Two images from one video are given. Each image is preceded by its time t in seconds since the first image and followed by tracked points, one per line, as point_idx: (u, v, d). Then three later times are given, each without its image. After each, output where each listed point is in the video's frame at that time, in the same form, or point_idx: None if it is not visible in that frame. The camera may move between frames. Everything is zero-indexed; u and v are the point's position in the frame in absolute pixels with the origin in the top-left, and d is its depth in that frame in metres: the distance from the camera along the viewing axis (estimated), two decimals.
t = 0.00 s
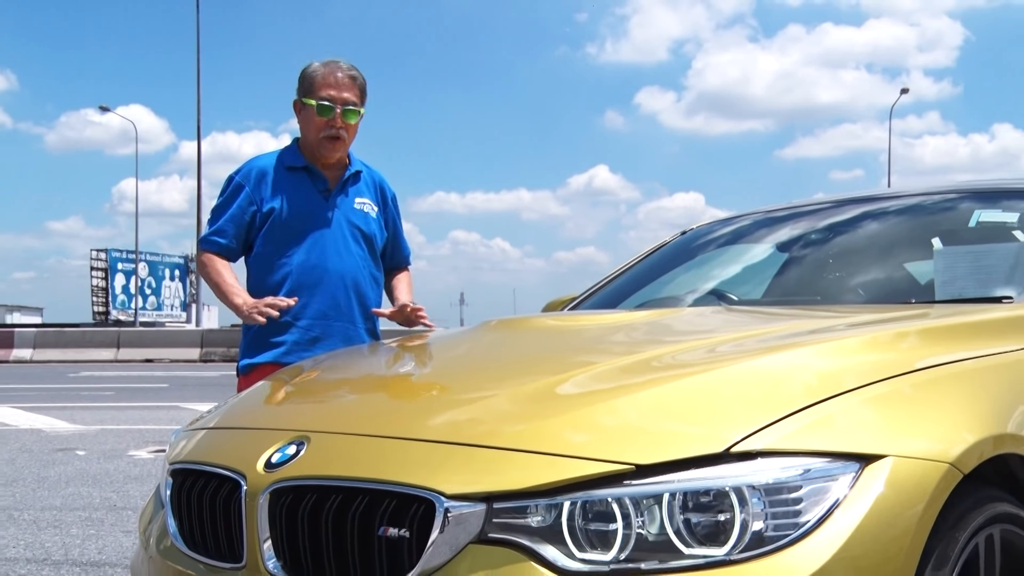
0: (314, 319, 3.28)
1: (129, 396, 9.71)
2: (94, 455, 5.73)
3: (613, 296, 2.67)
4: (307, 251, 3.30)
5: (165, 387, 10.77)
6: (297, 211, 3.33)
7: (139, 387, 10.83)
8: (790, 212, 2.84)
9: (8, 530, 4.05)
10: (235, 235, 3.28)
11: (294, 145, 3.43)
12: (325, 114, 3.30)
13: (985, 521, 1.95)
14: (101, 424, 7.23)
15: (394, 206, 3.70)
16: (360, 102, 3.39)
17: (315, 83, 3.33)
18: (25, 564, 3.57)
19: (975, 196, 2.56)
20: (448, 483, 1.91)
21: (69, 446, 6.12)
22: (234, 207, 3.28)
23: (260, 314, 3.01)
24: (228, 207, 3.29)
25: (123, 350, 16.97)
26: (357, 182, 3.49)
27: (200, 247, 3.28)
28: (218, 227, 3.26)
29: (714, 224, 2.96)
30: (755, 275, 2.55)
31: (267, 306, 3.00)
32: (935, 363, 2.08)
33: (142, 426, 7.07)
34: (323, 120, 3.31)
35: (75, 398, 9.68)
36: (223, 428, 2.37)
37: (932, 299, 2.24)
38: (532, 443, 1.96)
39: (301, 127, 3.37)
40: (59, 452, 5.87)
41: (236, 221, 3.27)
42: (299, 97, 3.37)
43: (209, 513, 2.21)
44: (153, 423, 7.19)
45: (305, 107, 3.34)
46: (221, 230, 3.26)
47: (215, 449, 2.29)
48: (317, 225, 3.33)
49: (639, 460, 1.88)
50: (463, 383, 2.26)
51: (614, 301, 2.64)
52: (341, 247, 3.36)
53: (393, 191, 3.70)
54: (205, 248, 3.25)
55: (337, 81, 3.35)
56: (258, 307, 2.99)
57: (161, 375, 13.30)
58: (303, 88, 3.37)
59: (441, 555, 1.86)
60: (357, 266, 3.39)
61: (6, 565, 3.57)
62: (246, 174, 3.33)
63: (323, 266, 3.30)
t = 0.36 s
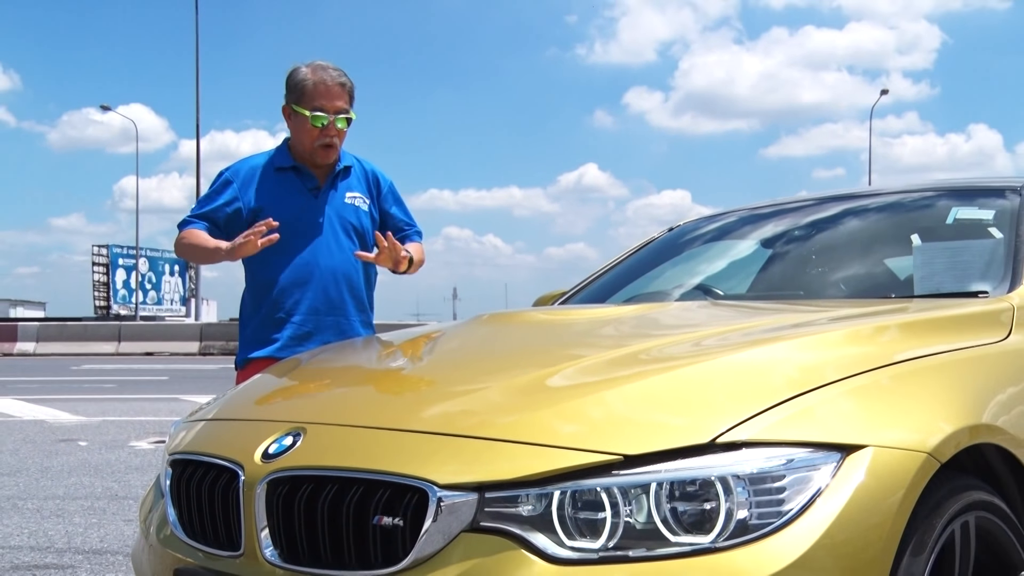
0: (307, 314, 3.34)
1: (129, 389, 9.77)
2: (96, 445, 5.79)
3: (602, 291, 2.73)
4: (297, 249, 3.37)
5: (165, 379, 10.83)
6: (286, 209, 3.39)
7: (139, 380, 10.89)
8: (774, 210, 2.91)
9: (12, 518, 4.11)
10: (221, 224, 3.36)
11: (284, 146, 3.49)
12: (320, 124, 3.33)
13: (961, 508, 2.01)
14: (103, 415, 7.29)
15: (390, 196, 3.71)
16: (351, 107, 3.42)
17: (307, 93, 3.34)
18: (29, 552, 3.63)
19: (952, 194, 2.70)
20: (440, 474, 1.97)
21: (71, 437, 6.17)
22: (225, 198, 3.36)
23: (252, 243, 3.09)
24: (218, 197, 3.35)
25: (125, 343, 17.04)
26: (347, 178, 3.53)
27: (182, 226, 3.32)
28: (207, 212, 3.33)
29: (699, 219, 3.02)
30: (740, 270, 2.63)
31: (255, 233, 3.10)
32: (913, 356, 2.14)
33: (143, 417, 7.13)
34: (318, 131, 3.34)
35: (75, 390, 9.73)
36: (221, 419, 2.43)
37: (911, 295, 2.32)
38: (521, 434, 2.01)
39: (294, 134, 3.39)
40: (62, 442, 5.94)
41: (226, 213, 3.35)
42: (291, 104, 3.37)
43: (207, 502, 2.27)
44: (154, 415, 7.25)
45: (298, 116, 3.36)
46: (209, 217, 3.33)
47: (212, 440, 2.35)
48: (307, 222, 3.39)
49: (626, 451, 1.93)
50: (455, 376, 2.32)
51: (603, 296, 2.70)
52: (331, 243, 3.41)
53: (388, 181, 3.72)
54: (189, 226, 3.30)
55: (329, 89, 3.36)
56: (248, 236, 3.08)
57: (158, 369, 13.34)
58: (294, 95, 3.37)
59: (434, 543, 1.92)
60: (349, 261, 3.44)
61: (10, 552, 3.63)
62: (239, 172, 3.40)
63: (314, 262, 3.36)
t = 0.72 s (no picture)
0: (303, 312, 3.42)
1: (128, 382, 9.83)
2: (98, 436, 5.84)
3: (592, 286, 2.80)
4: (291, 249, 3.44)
5: (164, 373, 10.89)
6: (278, 210, 3.47)
7: (137, 373, 10.94)
8: (759, 207, 2.98)
9: (17, 507, 4.17)
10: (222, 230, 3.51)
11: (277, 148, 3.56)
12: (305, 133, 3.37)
13: (939, 496, 2.08)
14: (104, 407, 7.35)
15: (387, 188, 3.71)
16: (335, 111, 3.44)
17: (290, 104, 3.37)
18: (34, 540, 3.69)
19: (929, 191, 2.77)
20: (433, 464, 2.02)
21: (73, 428, 6.23)
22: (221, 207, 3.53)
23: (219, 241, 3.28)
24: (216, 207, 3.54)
25: (128, 336, 17.10)
26: (341, 176, 3.57)
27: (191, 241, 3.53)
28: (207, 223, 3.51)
29: (687, 216, 3.09)
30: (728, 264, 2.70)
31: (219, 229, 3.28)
32: (894, 349, 2.20)
33: (143, 409, 7.18)
34: (304, 139, 3.38)
35: (74, 383, 9.78)
36: (220, 411, 2.49)
37: (891, 290, 2.39)
38: (512, 426, 2.07)
39: (282, 141, 3.45)
40: (64, 433, 5.99)
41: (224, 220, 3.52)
42: (276, 114, 3.42)
43: (207, 492, 2.33)
44: (154, 407, 7.31)
45: (284, 126, 3.41)
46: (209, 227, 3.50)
47: (212, 431, 2.40)
48: (300, 223, 3.46)
49: (614, 442, 1.99)
50: (448, 369, 2.38)
51: (593, 291, 2.76)
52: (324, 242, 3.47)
53: (385, 172, 3.73)
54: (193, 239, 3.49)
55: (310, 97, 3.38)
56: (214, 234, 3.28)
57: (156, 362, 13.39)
58: (278, 105, 3.40)
59: (428, 532, 1.98)
60: (343, 259, 3.50)
61: (15, 540, 3.69)
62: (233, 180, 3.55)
63: (308, 261, 3.43)
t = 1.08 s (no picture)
0: (298, 309, 3.49)
1: (125, 376, 9.87)
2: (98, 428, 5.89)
3: (580, 283, 2.86)
4: (284, 249, 3.50)
5: (162, 367, 10.94)
6: (269, 212, 3.54)
7: (134, 367, 10.98)
8: (743, 206, 3.04)
9: (19, 497, 4.22)
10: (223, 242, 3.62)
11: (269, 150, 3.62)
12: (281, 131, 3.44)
13: (916, 485, 2.14)
14: (103, 400, 7.40)
15: (377, 184, 3.72)
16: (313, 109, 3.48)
17: (267, 103, 3.44)
18: (35, 530, 3.74)
19: (907, 189, 2.85)
20: (425, 456, 2.08)
21: (74, 420, 6.28)
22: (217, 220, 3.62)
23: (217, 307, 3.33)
24: (214, 221, 3.64)
25: (124, 332, 17.14)
26: (330, 173, 3.60)
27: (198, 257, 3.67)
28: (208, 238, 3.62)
29: (673, 214, 3.15)
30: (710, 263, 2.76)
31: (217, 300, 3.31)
32: (873, 343, 2.27)
33: (141, 402, 7.24)
34: (281, 137, 3.44)
35: (71, 376, 9.82)
36: (217, 403, 2.54)
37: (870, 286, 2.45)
38: (502, 418, 2.13)
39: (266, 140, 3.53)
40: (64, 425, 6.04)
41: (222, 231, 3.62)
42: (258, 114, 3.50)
43: (204, 483, 2.38)
44: (152, 399, 7.37)
45: (264, 125, 3.48)
46: (210, 242, 3.62)
47: (209, 424, 2.45)
48: (291, 223, 3.52)
49: (602, 434, 2.05)
50: (440, 364, 2.43)
51: (581, 287, 2.82)
52: (315, 241, 3.52)
53: (374, 167, 3.75)
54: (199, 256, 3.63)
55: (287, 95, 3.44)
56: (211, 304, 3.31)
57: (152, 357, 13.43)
58: (259, 104, 3.48)
59: (420, 522, 2.04)
60: (334, 258, 3.55)
61: (17, 530, 3.74)
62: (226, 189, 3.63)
63: (301, 260, 3.49)
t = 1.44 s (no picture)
0: (292, 305, 3.54)
1: (122, 369, 9.92)
2: (98, 421, 5.95)
3: (569, 279, 2.92)
4: (278, 245, 3.55)
5: (159, 361, 10.99)
6: (263, 209, 3.59)
7: (131, 361, 11.03)
8: (728, 203, 3.11)
9: (20, 488, 4.28)
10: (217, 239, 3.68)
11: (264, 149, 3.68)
12: (273, 126, 3.49)
13: (895, 476, 2.21)
14: (102, 393, 7.45)
15: (371, 180, 3.76)
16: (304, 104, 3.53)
17: (258, 98, 3.50)
18: (36, 520, 3.79)
19: (887, 189, 2.91)
20: (418, 448, 2.13)
21: (74, 413, 6.33)
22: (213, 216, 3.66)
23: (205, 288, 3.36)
24: (208, 216, 3.67)
25: (123, 328, 17.19)
26: (324, 170, 3.65)
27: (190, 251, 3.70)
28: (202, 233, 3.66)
29: (661, 211, 3.21)
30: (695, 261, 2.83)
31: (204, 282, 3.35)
32: (854, 338, 2.33)
33: (139, 395, 7.29)
34: (273, 132, 3.50)
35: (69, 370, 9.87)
36: (214, 397, 2.59)
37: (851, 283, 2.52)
38: (493, 412, 2.18)
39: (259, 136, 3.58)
40: (66, 418, 6.10)
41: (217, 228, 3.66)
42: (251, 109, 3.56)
43: (201, 475, 2.43)
44: (151, 393, 7.42)
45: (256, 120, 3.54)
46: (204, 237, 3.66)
47: (207, 417, 2.50)
48: (285, 219, 3.57)
49: (590, 427, 2.11)
50: (432, 358, 2.49)
51: (570, 283, 2.88)
52: (309, 237, 3.57)
53: (368, 164, 3.80)
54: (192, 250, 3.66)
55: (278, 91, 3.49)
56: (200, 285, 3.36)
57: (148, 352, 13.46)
58: (252, 100, 3.54)
59: (413, 512, 2.09)
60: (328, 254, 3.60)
61: (18, 520, 3.79)
62: (222, 186, 3.67)
63: (295, 257, 3.54)
